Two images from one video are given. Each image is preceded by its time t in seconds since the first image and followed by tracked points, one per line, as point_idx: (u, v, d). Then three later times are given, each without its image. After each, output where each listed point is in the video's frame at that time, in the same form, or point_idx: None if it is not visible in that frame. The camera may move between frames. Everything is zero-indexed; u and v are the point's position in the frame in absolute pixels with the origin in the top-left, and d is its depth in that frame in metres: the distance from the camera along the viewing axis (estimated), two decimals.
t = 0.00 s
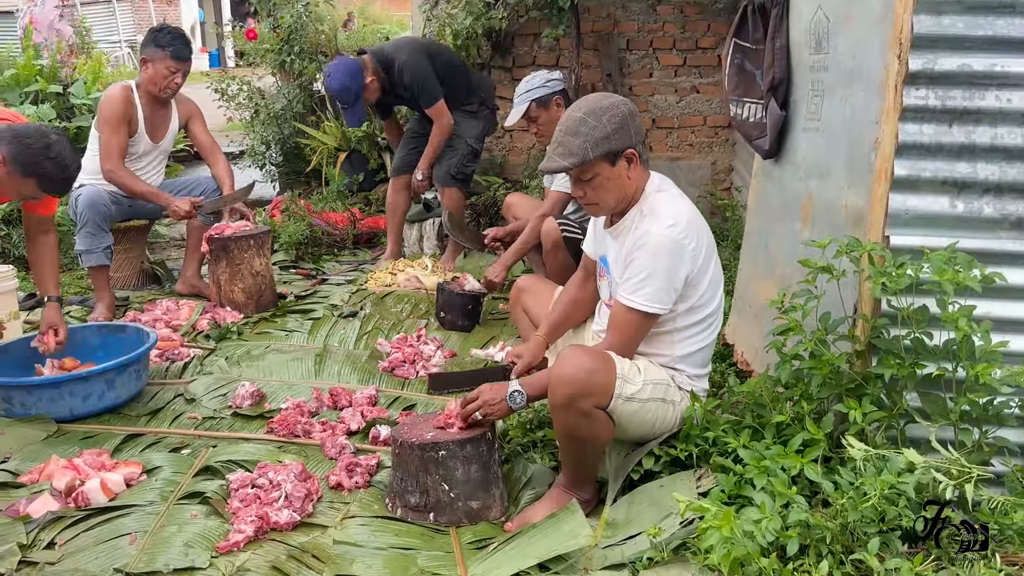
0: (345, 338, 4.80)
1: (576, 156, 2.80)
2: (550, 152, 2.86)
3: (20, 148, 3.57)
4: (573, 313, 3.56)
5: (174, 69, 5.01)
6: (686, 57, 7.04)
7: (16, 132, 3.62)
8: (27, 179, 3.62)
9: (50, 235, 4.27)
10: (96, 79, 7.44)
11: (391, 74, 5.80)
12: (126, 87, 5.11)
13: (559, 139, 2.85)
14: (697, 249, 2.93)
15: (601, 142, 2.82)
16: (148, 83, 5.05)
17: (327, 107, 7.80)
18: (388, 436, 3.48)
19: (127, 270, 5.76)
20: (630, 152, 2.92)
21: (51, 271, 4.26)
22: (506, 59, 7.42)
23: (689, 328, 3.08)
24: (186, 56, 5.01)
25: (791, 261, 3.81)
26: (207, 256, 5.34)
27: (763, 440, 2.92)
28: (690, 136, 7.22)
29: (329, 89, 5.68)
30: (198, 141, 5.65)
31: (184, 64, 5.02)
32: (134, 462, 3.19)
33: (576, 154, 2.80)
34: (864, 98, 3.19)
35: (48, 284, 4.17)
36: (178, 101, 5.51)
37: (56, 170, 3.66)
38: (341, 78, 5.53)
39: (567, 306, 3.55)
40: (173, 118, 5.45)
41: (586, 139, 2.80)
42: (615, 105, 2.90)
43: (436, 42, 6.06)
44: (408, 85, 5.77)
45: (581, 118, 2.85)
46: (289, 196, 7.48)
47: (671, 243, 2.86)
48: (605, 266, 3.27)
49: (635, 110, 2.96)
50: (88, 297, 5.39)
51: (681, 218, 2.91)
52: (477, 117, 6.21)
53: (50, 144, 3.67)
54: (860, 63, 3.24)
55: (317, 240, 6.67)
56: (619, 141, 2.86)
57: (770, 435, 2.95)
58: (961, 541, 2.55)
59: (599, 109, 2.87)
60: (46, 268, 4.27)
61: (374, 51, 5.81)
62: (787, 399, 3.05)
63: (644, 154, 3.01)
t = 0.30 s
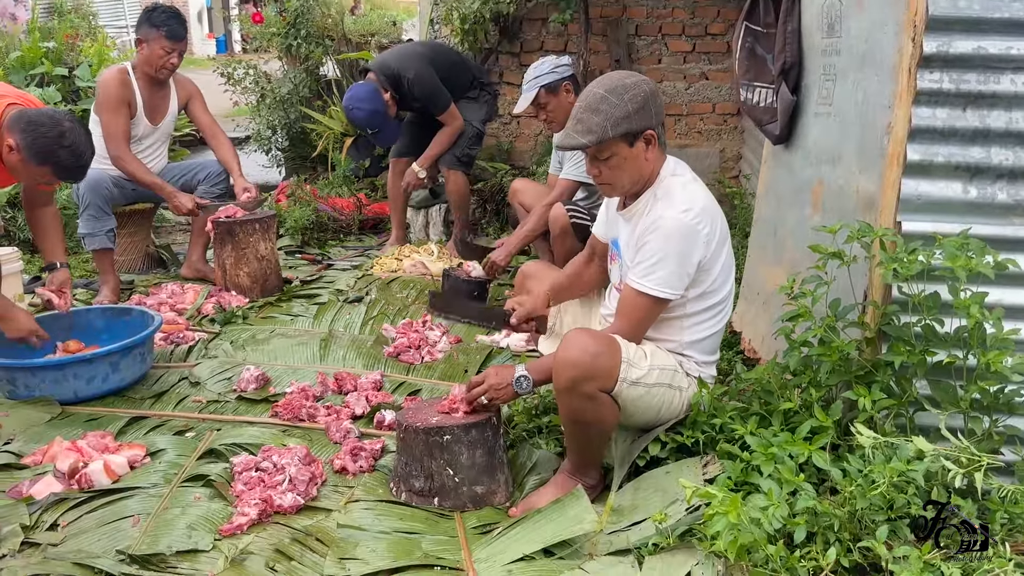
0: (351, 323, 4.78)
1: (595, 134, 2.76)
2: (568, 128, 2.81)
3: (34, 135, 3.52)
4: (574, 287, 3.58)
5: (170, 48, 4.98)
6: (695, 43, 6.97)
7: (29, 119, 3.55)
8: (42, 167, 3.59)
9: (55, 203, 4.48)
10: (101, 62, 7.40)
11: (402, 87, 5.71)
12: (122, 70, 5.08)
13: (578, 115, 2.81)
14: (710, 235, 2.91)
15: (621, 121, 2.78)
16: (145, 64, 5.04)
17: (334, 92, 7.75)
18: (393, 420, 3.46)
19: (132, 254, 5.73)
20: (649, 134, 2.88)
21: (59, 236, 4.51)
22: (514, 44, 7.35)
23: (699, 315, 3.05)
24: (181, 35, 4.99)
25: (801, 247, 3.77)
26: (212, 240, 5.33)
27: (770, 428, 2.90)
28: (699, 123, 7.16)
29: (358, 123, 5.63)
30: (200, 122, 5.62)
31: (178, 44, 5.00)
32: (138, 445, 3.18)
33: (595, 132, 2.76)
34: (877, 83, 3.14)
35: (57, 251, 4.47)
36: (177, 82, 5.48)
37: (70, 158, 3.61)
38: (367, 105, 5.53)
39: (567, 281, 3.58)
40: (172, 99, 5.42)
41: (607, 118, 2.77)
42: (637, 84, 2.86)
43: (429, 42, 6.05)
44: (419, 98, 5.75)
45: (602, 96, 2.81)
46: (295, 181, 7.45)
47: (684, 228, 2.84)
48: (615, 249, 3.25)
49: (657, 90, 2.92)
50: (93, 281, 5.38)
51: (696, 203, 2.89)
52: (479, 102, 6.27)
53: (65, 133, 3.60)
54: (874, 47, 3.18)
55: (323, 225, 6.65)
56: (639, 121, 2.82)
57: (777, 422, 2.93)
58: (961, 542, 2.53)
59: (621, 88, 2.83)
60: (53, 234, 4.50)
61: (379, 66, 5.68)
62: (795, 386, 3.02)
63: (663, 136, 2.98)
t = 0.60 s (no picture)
0: (356, 318, 4.69)
1: (604, 135, 2.66)
2: (576, 132, 2.71)
3: (43, 149, 3.44)
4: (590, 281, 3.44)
5: (163, 33, 4.88)
6: (709, 33, 6.83)
7: (39, 133, 3.46)
8: (51, 181, 3.50)
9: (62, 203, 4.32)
10: (107, 50, 7.32)
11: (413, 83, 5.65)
12: (116, 57, 4.98)
13: (585, 118, 2.71)
14: (731, 231, 2.80)
15: (632, 120, 2.67)
16: (139, 50, 4.94)
17: (341, 81, 7.64)
18: (397, 420, 3.37)
19: (135, 246, 5.66)
20: (662, 130, 2.77)
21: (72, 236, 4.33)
22: (524, 33, 7.22)
23: (717, 314, 2.94)
24: (173, 19, 4.87)
25: (821, 244, 3.64)
26: (216, 232, 5.24)
27: (789, 432, 2.78)
28: (712, 114, 7.02)
29: (374, 117, 5.44)
30: (199, 110, 5.52)
31: (172, 28, 4.90)
32: (136, 444, 3.09)
33: (604, 133, 2.66)
34: (903, 74, 3.01)
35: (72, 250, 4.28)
36: (174, 69, 5.38)
37: (80, 173, 3.52)
38: (383, 98, 5.37)
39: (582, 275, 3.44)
40: (169, 86, 5.32)
41: (616, 118, 2.66)
42: (646, 79, 2.75)
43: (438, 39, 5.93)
44: (430, 94, 5.65)
45: (610, 94, 2.70)
46: (302, 172, 7.36)
47: (705, 223, 2.73)
48: (627, 245, 3.14)
49: (667, 83, 2.80)
50: (95, 272, 5.31)
51: (717, 197, 2.78)
52: (483, 99, 6.27)
53: (74, 147, 3.50)
54: (899, 35, 3.05)
55: (330, 217, 6.55)
56: (651, 118, 2.71)
57: (796, 427, 2.81)
58: (961, 541, 2.39)
59: (630, 84, 2.72)
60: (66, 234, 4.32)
61: (391, 59, 5.58)
62: (815, 390, 2.91)
63: (676, 130, 2.87)
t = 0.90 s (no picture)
0: (368, 328, 4.59)
1: (629, 152, 2.53)
2: (600, 147, 2.59)
3: (49, 146, 3.34)
4: (615, 320, 3.32)
5: (181, 36, 4.80)
6: (731, 33, 6.67)
7: (47, 130, 3.38)
8: (58, 180, 3.39)
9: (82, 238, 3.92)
10: (119, 49, 7.26)
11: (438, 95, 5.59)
12: (132, 59, 4.91)
13: (610, 132, 2.58)
14: (763, 249, 2.66)
15: (659, 136, 2.55)
16: (156, 53, 4.87)
17: (355, 81, 7.54)
18: (409, 439, 3.26)
19: (146, 249, 5.59)
20: (691, 147, 2.64)
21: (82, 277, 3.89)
22: (541, 32, 7.08)
23: (746, 336, 2.80)
24: (192, 22, 4.79)
25: (851, 259, 3.50)
26: (227, 237, 5.16)
27: (821, 462, 2.66)
28: (734, 116, 6.86)
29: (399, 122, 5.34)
30: (211, 113, 5.44)
31: (189, 32, 4.81)
32: (141, 462, 3.00)
33: (630, 149, 2.53)
34: (942, 84, 2.86)
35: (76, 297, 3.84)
36: (189, 71, 5.30)
37: (87, 171, 3.39)
38: (411, 103, 5.30)
39: (607, 315, 3.31)
40: (185, 89, 5.24)
41: (642, 133, 2.54)
42: (674, 93, 2.62)
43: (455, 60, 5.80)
44: (451, 110, 5.56)
45: (637, 108, 2.58)
46: (315, 173, 7.27)
47: (734, 242, 2.60)
48: (650, 263, 3.03)
49: (696, 98, 2.68)
50: (105, 277, 5.24)
51: (748, 214, 2.64)
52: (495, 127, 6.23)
53: (82, 144, 3.38)
54: (938, 43, 2.90)
55: (343, 220, 6.46)
56: (679, 135, 2.59)
57: (829, 456, 2.69)
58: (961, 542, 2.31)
59: (657, 99, 2.60)
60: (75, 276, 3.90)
61: (420, 66, 5.53)
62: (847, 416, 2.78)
63: (705, 145, 2.74)
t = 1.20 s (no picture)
0: (384, 340, 4.55)
1: (636, 168, 2.49)
2: (608, 163, 2.56)
3: (26, 138, 3.24)
4: (626, 339, 3.26)
5: (197, 42, 4.78)
6: (754, 38, 6.56)
7: (27, 123, 3.29)
8: (29, 174, 3.27)
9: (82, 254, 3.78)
10: (138, 54, 7.29)
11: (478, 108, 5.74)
12: (149, 65, 4.90)
13: (619, 148, 2.55)
14: (776, 271, 2.58)
15: (667, 152, 2.50)
16: (172, 60, 4.86)
17: (373, 87, 7.51)
18: (422, 458, 3.22)
19: (163, 257, 5.60)
20: (701, 164, 2.58)
21: (79, 295, 3.73)
22: (561, 37, 7.00)
23: (762, 360, 2.73)
24: (209, 28, 4.79)
25: (876, 279, 3.40)
26: (243, 246, 5.14)
27: (843, 493, 2.58)
28: (756, 122, 6.76)
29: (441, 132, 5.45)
30: (225, 122, 5.44)
31: (206, 38, 4.80)
32: (152, 481, 2.98)
33: (637, 165, 2.49)
34: (973, 103, 2.77)
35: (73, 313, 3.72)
36: (205, 79, 5.30)
37: (61, 168, 3.28)
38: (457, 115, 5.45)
39: (617, 334, 3.24)
40: (201, 97, 5.24)
41: (650, 149, 2.49)
42: (685, 110, 2.57)
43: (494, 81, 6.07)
44: (488, 128, 5.74)
45: (645, 124, 2.54)
46: (333, 179, 7.24)
47: (746, 264, 2.53)
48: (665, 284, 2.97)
49: (709, 114, 2.62)
50: (122, 285, 5.25)
51: (760, 235, 2.57)
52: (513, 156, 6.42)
53: (59, 140, 3.29)
54: (969, 61, 2.81)
55: (360, 227, 6.43)
56: (689, 152, 2.53)
57: (852, 487, 2.61)
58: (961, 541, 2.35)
59: (666, 115, 2.55)
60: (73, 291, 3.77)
61: (463, 85, 5.68)
62: (872, 445, 2.70)
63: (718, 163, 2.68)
